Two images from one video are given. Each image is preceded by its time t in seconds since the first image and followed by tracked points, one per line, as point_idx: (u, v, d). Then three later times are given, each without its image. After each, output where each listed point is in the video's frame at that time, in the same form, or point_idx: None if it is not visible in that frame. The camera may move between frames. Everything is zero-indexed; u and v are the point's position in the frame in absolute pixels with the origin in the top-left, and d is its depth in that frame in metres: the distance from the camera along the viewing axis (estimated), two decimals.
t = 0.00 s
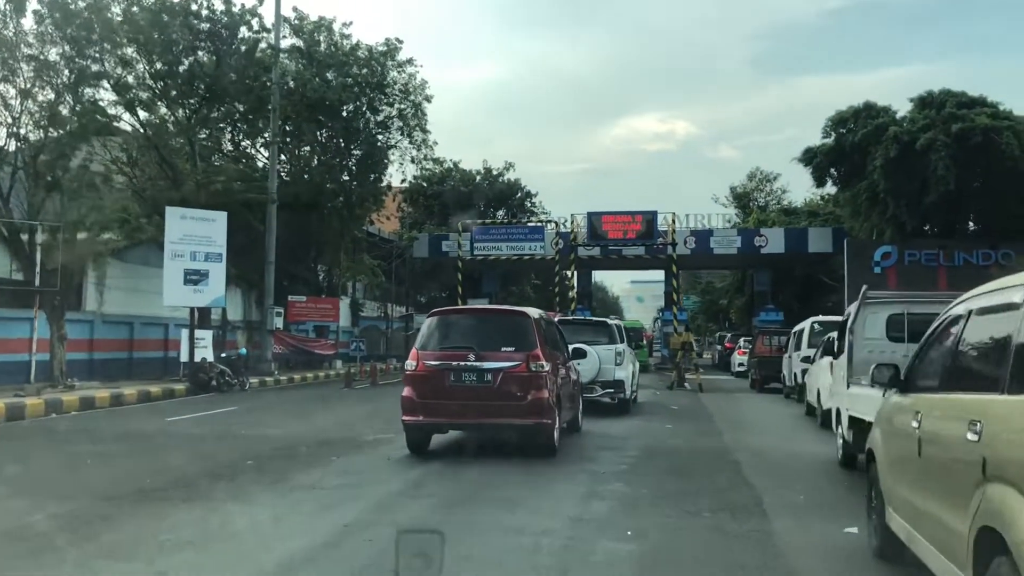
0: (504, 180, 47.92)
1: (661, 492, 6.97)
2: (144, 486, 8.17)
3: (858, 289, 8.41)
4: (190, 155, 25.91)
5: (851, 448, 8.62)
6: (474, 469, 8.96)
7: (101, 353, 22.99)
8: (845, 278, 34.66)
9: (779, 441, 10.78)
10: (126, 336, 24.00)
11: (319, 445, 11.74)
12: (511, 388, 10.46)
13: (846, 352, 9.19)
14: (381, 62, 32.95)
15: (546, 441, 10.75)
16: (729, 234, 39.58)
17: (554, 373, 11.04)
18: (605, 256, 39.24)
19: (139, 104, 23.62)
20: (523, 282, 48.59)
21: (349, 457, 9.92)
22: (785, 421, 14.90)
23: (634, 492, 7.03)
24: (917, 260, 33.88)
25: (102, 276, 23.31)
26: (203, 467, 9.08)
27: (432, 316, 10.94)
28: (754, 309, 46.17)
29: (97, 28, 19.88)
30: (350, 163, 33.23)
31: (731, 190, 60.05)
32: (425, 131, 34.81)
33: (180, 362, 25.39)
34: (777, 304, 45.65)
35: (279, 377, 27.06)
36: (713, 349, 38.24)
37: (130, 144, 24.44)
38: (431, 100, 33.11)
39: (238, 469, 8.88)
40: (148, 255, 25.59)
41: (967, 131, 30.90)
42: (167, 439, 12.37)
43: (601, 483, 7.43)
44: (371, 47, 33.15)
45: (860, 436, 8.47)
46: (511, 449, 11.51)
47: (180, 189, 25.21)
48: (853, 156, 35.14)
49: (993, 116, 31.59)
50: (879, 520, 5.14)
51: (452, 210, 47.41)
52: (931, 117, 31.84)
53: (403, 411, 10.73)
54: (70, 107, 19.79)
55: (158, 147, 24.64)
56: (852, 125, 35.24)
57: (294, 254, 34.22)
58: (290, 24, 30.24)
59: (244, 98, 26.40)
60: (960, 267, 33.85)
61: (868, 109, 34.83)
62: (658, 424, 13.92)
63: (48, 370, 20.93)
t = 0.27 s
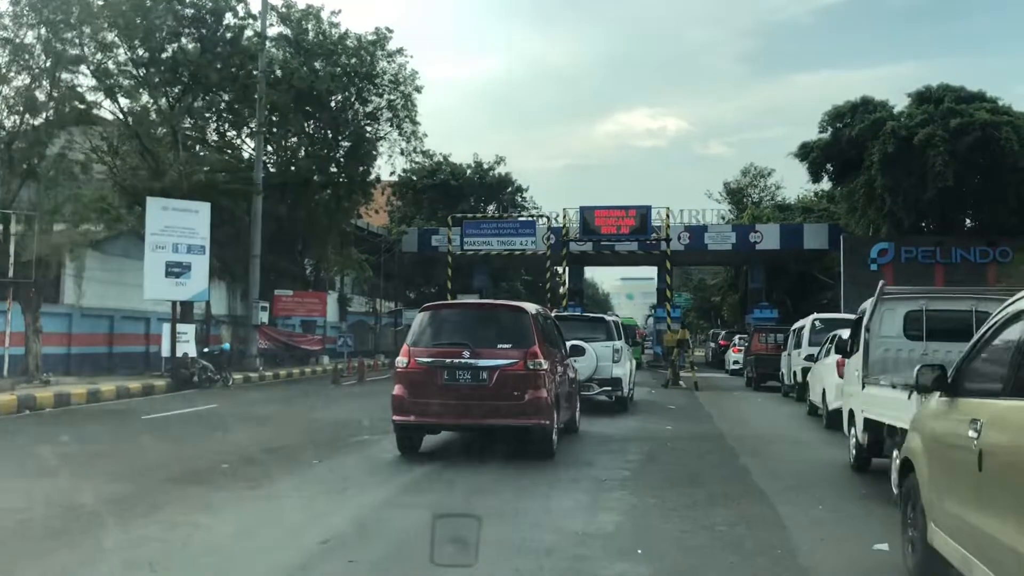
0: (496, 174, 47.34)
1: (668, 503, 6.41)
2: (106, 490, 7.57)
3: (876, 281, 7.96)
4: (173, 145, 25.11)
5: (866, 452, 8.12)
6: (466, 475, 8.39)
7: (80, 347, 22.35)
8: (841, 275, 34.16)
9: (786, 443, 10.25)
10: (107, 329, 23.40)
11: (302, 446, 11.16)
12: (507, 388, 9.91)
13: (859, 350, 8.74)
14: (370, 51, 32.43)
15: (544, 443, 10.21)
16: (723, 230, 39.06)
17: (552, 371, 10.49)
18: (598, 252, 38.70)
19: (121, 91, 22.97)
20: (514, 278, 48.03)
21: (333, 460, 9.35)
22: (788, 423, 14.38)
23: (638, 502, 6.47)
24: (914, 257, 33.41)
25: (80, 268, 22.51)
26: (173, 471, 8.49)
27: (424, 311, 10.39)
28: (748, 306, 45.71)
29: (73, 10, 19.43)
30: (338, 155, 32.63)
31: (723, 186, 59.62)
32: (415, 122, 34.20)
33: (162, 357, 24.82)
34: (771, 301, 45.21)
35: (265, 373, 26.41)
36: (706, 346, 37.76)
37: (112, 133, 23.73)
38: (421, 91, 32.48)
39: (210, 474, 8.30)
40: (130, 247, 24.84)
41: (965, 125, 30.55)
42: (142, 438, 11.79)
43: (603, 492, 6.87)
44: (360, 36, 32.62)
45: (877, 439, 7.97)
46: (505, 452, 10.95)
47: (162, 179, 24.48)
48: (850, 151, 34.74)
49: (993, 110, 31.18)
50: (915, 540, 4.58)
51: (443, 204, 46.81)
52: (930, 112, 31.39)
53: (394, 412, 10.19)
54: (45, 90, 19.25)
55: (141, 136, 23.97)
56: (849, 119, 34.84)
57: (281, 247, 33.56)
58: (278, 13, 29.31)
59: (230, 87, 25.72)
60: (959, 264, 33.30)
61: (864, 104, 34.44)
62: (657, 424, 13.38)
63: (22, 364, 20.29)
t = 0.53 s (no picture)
0: (487, 172, 46.92)
1: (676, 520, 6.08)
2: (80, 501, 7.20)
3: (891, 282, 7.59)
4: (160, 138, 24.53)
5: (875, 461, 7.80)
6: (459, 484, 8.04)
7: (62, 345, 21.85)
8: (835, 277, 33.92)
9: (790, 451, 9.95)
10: (90, 327, 22.90)
11: (289, 450, 10.80)
12: (503, 392, 9.62)
13: (870, 354, 8.37)
14: (361, 46, 31.93)
15: (540, 449, 9.91)
16: (716, 231, 38.75)
17: (549, 374, 10.19)
18: (589, 251, 38.35)
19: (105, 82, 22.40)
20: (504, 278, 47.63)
21: (321, 467, 8.99)
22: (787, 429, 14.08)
23: (643, 518, 6.14)
24: (908, 259, 33.07)
25: (62, 264, 22.01)
26: (153, 480, 8.11)
27: (417, 311, 10.09)
28: (739, 307, 45.48)
29: None
30: (327, 151, 32.17)
31: (715, 187, 59.37)
32: (406, 119, 33.72)
33: (147, 355, 24.34)
34: (763, 302, 44.98)
35: (251, 372, 25.96)
36: (697, 348, 37.45)
37: (97, 128, 23.10)
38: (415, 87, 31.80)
39: (191, 483, 7.93)
40: (114, 243, 24.35)
41: (962, 127, 30.25)
42: (123, 442, 11.39)
43: (605, 506, 6.52)
44: (351, 30, 32.09)
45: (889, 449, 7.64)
46: (499, 458, 10.63)
47: (148, 173, 23.86)
48: (844, 152, 34.51)
49: (989, 113, 30.91)
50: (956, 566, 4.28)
51: (434, 203, 46.37)
52: (925, 113, 31.15)
53: (385, 414, 9.91)
54: (24, 80, 18.79)
55: (128, 133, 23.29)
56: (844, 120, 34.56)
57: (269, 244, 33.09)
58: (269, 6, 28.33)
59: (219, 81, 25.23)
60: (952, 267, 33.19)
61: (860, 105, 34.15)
62: (653, 429, 13.05)
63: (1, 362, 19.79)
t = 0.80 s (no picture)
0: (476, 172, 46.37)
1: (683, 542, 5.51)
2: (27, 516, 6.57)
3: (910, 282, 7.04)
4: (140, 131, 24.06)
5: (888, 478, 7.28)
6: (445, 496, 7.45)
7: (34, 344, 21.12)
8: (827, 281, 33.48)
9: (795, 460, 9.42)
10: (65, 325, 22.18)
11: (265, 458, 10.20)
12: (495, 397, 9.07)
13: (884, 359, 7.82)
14: (349, 41, 31.36)
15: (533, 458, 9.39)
16: (707, 233, 38.25)
17: (543, 379, 9.66)
18: (579, 253, 37.84)
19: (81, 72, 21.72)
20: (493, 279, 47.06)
21: (297, 476, 8.38)
22: (787, 438, 13.53)
23: (648, 540, 5.56)
24: (902, 263, 32.87)
25: (35, 261, 21.29)
26: (111, 492, 7.49)
27: (405, 311, 9.53)
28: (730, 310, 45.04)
29: None
30: (312, 148, 31.62)
31: (705, 190, 59.00)
32: (394, 116, 33.14)
33: (124, 355, 23.64)
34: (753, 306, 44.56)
35: (232, 373, 25.30)
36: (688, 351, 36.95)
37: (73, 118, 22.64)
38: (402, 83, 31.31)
39: (153, 496, 7.32)
40: (91, 239, 23.64)
41: (958, 130, 29.93)
42: (88, 448, 10.74)
43: (605, 526, 5.94)
44: (337, 25, 31.52)
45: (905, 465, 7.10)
46: (488, 468, 10.06)
47: (125, 167, 23.31)
48: (837, 155, 34.15)
49: (984, 115, 30.58)
50: None
51: (422, 202, 45.79)
52: (921, 115, 30.78)
53: (369, 420, 9.34)
54: None
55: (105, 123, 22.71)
56: (837, 122, 34.28)
57: (252, 242, 32.43)
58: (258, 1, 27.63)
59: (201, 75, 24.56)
60: (946, 271, 32.69)
61: (854, 106, 33.79)
62: (649, 436, 12.48)
63: None
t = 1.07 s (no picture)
0: (461, 171, 45.89)
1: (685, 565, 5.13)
2: None
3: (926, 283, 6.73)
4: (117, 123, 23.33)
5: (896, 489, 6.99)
6: (429, 509, 7.03)
7: (5, 342, 20.50)
8: (814, 283, 33.26)
9: (795, 470, 9.07)
10: (37, 324, 21.57)
11: (240, 464, 9.74)
12: (484, 402, 8.65)
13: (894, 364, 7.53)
14: (333, 37, 30.78)
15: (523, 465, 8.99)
16: (694, 234, 37.94)
17: (535, 382, 9.26)
18: (565, 253, 37.45)
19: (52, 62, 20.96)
20: (477, 279, 46.60)
21: (272, 485, 7.94)
22: (780, 443, 13.19)
23: (647, 564, 5.18)
24: (889, 266, 32.83)
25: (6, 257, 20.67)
26: (73, 504, 7.02)
27: (390, 311, 9.10)
28: (716, 312, 44.80)
29: None
30: (295, 145, 31.00)
31: (691, 191, 58.75)
32: (378, 113, 32.62)
33: (99, 354, 23.05)
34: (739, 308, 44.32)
35: (210, 374, 24.76)
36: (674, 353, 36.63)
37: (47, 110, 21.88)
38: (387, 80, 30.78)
39: (117, 509, 6.86)
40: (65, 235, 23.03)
41: (947, 132, 29.77)
42: (55, 453, 10.24)
43: (600, 547, 5.54)
44: (321, 20, 30.94)
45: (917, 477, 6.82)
46: (474, 475, 9.65)
47: (101, 161, 22.67)
48: (825, 156, 33.90)
49: (973, 118, 30.42)
50: None
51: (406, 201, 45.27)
52: (909, 117, 30.61)
53: (351, 426, 8.90)
54: None
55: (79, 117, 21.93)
56: (825, 124, 33.99)
57: (233, 240, 31.86)
58: None
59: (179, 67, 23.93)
60: (932, 273, 32.73)
61: (842, 108, 33.58)
62: (639, 441, 12.11)
63: None
